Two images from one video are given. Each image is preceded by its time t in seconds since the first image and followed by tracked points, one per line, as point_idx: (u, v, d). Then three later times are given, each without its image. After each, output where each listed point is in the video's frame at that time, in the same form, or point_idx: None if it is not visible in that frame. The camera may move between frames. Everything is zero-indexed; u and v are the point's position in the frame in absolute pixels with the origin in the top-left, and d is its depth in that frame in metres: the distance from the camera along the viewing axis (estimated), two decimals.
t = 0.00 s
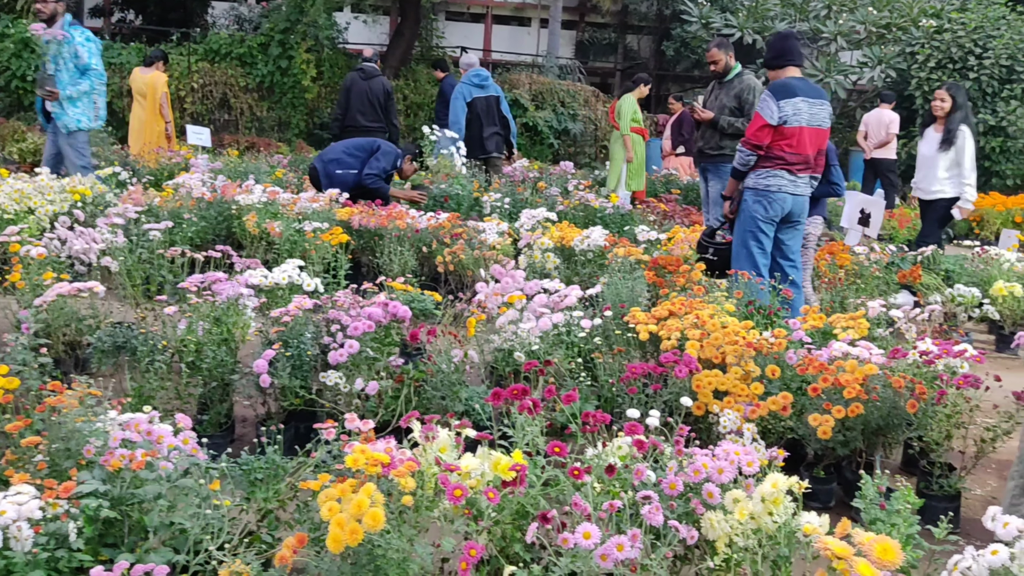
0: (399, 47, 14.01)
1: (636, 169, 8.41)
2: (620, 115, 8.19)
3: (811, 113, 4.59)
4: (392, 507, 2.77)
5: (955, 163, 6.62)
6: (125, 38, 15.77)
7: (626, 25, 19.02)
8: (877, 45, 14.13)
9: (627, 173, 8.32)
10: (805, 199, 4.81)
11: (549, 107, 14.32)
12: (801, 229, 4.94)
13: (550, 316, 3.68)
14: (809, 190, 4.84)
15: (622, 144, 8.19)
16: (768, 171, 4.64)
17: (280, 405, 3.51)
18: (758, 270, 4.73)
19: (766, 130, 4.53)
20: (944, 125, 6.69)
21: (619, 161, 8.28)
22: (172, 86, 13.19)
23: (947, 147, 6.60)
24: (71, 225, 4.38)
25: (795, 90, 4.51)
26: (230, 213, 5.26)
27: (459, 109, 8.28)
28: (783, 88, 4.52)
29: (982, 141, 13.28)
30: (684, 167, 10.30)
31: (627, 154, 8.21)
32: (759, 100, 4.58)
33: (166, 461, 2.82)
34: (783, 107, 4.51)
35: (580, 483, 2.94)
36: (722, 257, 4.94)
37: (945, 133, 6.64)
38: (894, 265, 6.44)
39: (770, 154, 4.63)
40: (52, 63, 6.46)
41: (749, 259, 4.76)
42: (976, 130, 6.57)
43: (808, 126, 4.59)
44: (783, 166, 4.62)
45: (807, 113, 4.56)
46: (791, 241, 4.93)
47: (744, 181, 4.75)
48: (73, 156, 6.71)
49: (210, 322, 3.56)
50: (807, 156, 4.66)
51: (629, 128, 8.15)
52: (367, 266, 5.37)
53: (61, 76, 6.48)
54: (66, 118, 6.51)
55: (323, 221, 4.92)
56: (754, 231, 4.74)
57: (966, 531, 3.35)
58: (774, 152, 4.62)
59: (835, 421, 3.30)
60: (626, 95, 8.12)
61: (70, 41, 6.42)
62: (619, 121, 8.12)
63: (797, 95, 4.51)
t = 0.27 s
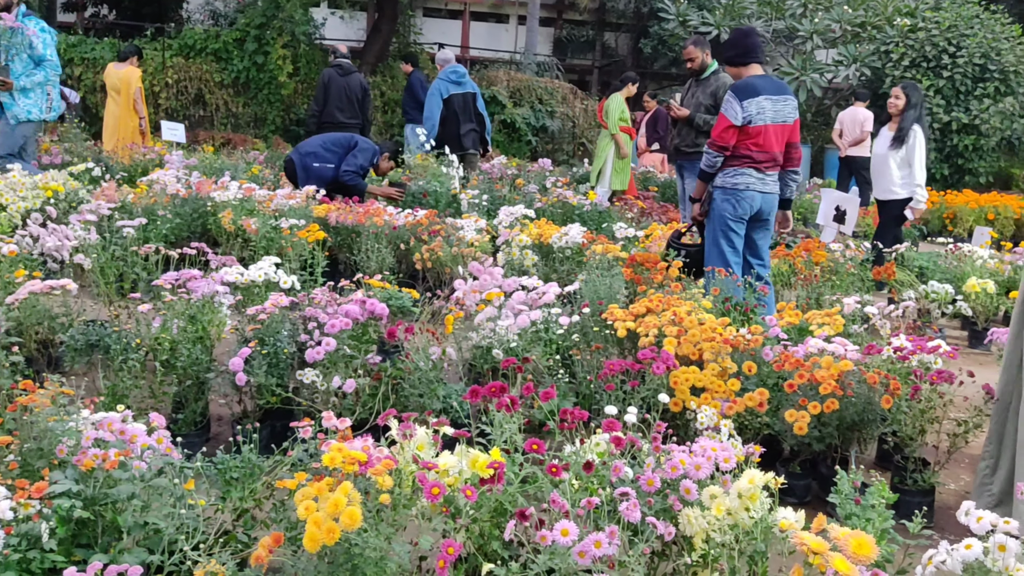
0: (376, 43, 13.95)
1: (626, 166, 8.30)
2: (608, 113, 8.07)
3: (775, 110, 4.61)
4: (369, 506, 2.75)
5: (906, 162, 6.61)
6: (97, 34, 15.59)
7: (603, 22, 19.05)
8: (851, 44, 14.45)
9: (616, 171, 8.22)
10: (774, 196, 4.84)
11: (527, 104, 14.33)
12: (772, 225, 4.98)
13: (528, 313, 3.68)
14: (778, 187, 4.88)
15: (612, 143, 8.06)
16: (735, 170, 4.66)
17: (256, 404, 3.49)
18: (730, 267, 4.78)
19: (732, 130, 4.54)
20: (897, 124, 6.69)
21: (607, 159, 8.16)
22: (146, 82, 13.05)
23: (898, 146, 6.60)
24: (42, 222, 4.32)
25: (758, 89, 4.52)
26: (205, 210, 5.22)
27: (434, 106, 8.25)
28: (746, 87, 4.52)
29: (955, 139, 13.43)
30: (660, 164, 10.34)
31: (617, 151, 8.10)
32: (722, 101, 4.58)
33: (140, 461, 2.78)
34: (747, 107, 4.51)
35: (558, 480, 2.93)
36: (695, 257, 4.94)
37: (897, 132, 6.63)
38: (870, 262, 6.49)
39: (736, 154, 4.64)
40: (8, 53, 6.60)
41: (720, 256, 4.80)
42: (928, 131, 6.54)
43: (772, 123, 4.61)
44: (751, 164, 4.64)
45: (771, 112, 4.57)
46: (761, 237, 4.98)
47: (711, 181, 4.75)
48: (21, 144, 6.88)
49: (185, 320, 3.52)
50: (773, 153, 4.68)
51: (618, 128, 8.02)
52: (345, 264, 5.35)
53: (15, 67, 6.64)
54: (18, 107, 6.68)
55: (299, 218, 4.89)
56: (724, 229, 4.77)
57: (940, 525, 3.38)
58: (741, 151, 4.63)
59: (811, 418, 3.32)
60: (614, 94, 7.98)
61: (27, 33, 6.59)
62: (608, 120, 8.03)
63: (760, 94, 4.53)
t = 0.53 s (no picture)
0: (351, 38, 13.91)
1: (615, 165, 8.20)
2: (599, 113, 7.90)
3: (747, 108, 4.63)
4: (343, 505, 2.73)
5: (859, 155, 6.63)
6: (66, 28, 15.34)
7: (577, 19, 19.07)
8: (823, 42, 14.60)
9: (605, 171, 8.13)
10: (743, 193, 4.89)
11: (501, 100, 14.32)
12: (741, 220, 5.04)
13: (503, 310, 3.67)
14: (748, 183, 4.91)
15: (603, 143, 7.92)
16: (707, 168, 4.68)
17: (228, 402, 3.45)
18: (703, 263, 4.83)
19: (705, 130, 4.54)
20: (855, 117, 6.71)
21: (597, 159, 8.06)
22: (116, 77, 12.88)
23: (852, 138, 6.63)
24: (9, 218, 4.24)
25: (729, 89, 4.51)
26: (177, 206, 5.17)
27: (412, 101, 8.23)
28: (718, 87, 4.51)
29: (926, 137, 13.59)
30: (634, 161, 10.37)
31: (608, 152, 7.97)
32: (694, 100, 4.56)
33: (110, 461, 2.74)
34: (719, 107, 4.51)
35: (533, 477, 2.94)
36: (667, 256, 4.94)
37: (853, 125, 6.65)
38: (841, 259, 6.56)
39: (709, 152, 4.66)
40: None
41: (693, 253, 4.84)
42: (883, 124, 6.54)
43: (744, 122, 4.63)
44: (722, 162, 4.67)
45: (742, 111, 4.59)
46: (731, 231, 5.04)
47: (683, 180, 4.74)
48: None
49: (156, 318, 3.48)
50: (744, 152, 4.71)
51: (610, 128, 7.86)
52: (318, 260, 5.33)
53: None
54: None
55: (272, 215, 4.86)
56: (696, 227, 4.82)
57: (909, 518, 3.43)
58: (713, 149, 4.65)
59: (784, 413, 3.35)
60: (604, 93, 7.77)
61: None
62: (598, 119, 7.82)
63: (731, 93, 4.53)
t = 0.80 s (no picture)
0: (329, 35, 13.85)
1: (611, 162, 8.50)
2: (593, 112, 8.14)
3: (733, 108, 4.64)
4: (321, 504, 2.71)
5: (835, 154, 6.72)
6: (39, 24, 15.16)
7: (556, 17, 19.07)
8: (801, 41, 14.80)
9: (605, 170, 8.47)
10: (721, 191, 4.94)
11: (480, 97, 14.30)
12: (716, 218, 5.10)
13: (483, 308, 3.66)
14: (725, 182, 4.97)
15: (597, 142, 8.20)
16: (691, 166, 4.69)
17: (206, 402, 3.43)
18: (683, 261, 4.87)
19: (695, 129, 4.53)
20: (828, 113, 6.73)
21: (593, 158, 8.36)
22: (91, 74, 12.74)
23: (827, 138, 6.69)
24: None
25: (720, 88, 4.51)
26: (153, 205, 5.13)
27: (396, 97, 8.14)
28: (709, 86, 4.50)
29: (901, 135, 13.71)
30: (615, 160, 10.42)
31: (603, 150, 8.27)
32: (685, 97, 4.53)
33: (85, 462, 2.71)
34: (709, 106, 4.51)
35: (513, 475, 2.93)
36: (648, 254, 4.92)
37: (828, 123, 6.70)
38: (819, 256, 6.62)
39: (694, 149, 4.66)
40: None
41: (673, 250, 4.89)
42: (856, 122, 6.61)
43: (730, 121, 4.64)
44: (705, 160, 4.69)
45: (730, 110, 4.60)
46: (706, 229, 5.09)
47: (667, 178, 4.72)
48: None
49: (132, 318, 3.44)
50: (726, 151, 4.74)
51: (603, 126, 8.13)
52: (297, 258, 5.32)
53: None
54: None
55: (250, 213, 4.84)
56: (677, 224, 4.85)
57: (886, 513, 3.46)
58: (697, 147, 4.65)
59: (762, 409, 3.37)
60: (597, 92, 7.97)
61: None
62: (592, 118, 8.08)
63: (721, 93, 4.53)
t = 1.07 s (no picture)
0: (307, 32, 13.81)
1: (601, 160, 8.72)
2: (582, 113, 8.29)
3: (717, 105, 4.67)
4: (298, 505, 2.68)
5: (808, 151, 6.85)
6: (13, 21, 14.98)
7: (536, 15, 19.11)
8: (778, 39, 15.05)
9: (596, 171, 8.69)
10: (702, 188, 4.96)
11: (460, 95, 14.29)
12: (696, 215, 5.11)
13: (462, 307, 3.66)
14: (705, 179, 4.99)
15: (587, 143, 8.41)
16: (676, 161, 4.69)
17: (181, 402, 3.40)
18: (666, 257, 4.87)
19: (682, 122, 4.54)
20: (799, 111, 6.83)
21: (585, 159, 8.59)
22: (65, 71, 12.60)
23: (801, 135, 6.79)
24: None
25: (706, 83, 4.55)
26: (128, 203, 5.10)
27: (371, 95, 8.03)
28: (695, 81, 4.53)
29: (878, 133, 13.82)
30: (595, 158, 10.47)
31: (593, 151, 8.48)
32: (671, 91, 4.55)
33: (58, 464, 2.68)
34: (695, 101, 4.54)
35: (492, 474, 2.92)
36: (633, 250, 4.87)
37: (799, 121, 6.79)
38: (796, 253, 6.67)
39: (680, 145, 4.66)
40: None
41: (656, 247, 4.89)
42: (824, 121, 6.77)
43: (715, 118, 4.67)
44: (690, 156, 4.70)
45: (716, 107, 4.63)
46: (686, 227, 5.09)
47: (655, 173, 4.68)
48: None
49: (106, 318, 3.41)
50: (710, 147, 4.76)
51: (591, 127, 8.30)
52: (275, 257, 5.31)
53: None
54: None
55: (227, 212, 4.82)
56: (660, 221, 4.84)
57: (863, 509, 3.49)
58: (683, 143, 4.66)
59: (740, 406, 3.38)
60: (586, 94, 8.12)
61: None
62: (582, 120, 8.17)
63: (707, 88, 4.56)
